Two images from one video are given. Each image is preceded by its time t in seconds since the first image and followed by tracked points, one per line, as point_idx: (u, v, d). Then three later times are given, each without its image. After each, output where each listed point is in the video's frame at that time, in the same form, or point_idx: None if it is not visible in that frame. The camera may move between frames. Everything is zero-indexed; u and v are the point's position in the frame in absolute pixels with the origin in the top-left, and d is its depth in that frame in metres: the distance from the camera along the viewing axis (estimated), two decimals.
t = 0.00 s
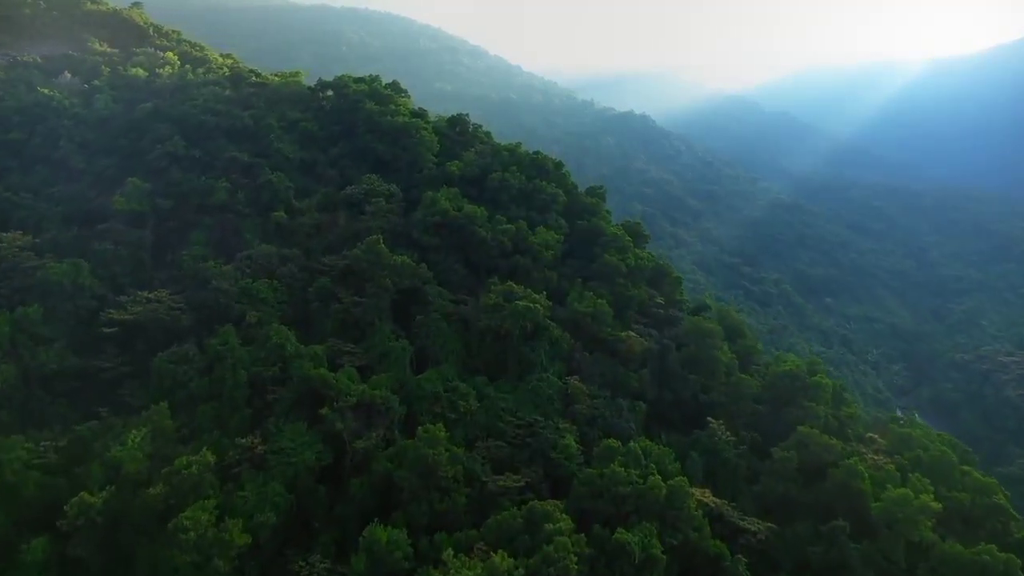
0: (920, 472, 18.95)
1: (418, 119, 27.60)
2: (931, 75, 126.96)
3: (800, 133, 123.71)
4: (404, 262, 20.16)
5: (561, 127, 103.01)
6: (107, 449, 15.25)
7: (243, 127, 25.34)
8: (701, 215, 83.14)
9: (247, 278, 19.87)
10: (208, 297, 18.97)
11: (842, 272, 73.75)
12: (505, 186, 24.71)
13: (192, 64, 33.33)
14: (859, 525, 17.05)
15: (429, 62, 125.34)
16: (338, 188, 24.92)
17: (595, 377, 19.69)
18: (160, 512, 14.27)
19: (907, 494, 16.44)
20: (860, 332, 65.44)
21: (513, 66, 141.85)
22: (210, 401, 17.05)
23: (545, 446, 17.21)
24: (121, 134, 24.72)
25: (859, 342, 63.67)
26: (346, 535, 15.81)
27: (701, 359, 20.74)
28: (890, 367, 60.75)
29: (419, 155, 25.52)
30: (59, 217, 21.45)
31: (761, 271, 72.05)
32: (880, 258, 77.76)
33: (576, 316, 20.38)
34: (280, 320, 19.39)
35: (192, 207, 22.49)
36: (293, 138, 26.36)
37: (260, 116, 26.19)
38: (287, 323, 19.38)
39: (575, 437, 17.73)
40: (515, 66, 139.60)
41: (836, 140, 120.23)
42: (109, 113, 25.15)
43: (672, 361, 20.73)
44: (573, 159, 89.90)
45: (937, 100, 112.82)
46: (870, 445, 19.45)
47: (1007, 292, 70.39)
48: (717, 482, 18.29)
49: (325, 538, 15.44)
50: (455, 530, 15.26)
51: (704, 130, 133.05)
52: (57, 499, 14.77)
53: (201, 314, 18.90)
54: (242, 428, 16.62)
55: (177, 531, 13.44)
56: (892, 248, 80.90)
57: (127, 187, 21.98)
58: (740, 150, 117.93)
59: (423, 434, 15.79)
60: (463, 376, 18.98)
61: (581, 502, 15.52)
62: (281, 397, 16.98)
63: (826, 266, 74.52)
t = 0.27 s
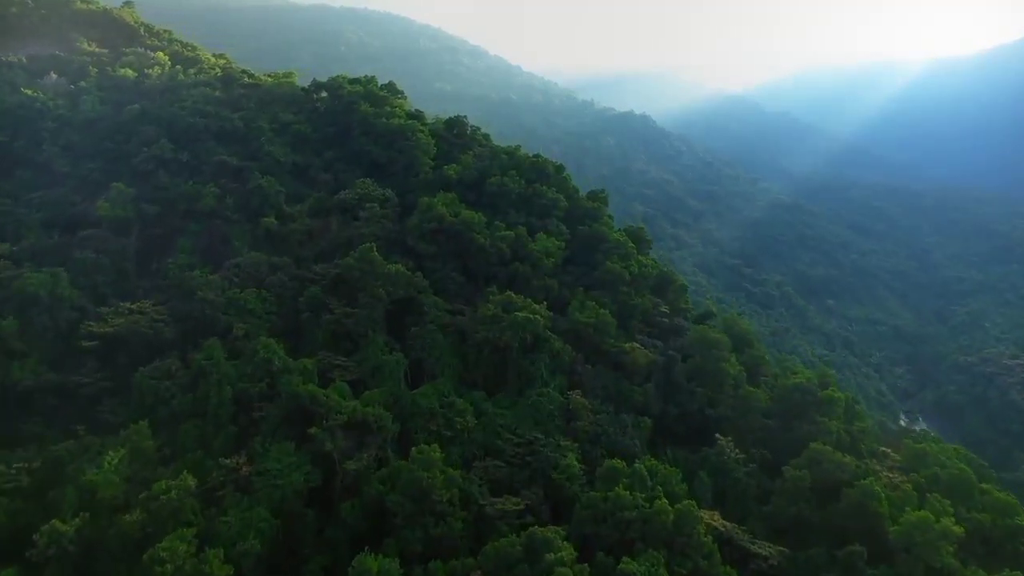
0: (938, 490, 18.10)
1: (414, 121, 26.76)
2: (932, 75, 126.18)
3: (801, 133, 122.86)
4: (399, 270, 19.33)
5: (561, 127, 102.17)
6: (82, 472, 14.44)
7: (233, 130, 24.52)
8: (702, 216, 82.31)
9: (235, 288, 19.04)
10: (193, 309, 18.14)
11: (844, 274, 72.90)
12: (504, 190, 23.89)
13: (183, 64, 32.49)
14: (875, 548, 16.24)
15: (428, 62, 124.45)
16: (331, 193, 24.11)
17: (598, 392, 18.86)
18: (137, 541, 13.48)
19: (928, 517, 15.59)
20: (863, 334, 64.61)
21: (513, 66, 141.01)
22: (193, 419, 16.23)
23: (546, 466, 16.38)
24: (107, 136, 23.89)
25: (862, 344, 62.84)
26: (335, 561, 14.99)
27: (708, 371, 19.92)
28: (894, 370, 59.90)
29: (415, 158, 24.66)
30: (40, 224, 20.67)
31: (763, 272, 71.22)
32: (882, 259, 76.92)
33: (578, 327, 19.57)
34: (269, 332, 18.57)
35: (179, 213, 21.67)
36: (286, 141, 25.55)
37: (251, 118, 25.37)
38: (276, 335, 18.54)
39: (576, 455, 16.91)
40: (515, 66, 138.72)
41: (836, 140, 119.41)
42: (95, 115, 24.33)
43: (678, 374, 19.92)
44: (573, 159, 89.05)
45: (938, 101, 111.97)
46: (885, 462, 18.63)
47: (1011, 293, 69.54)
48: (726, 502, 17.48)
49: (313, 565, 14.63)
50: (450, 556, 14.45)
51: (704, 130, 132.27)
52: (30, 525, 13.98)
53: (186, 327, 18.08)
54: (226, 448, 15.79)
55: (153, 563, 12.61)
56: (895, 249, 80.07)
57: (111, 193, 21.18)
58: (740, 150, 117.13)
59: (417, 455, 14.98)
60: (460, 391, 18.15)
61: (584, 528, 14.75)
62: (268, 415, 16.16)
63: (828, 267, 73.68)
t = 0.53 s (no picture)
0: (956, 509, 17.37)
1: (411, 123, 26.06)
2: (933, 76, 125.51)
3: (801, 133, 122.11)
4: (394, 279, 18.62)
5: (562, 128, 101.41)
6: (58, 493, 13.73)
7: (224, 133, 23.83)
8: (703, 217, 81.58)
9: (223, 296, 18.32)
10: (178, 319, 17.39)
11: (847, 275, 72.14)
12: (504, 195, 23.19)
13: (176, 65, 31.77)
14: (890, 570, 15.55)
15: (428, 62, 123.80)
16: (325, 198, 23.42)
17: (600, 405, 18.13)
18: (115, 568, 12.71)
19: (947, 539, 14.89)
20: (865, 336, 63.91)
21: (513, 66, 140.33)
22: (177, 436, 15.51)
23: (547, 484, 15.66)
24: (94, 138, 23.20)
25: (864, 346, 62.14)
26: None
27: (714, 383, 19.20)
28: (897, 373, 59.17)
29: (411, 160, 23.90)
30: (22, 231, 20.03)
31: (765, 273, 70.49)
32: (884, 260, 76.24)
33: (580, 338, 18.89)
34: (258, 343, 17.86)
35: (167, 218, 20.95)
36: (279, 144, 24.84)
37: (242, 120, 24.66)
38: (266, 347, 17.81)
39: (578, 473, 16.20)
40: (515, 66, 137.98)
41: (837, 141, 118.61)
42: (83, 117, 23.67)
43: (683, 386, 19.22)
44: (573, 159, 88.33)
45: (939, 101, 111.30)
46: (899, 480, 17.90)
47: (1013, 296, 68.91)
48: (734, 522, 16.78)
49: None
50: None
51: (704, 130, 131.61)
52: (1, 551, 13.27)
53: (171, 337, 17.33)
54: (212, 466, 15.08)
55: None
56: (897, 250, 79.33)
57: (96, 198, 20.51)
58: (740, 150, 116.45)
59: (412, 474, 14.27)
60: (457, 405, 17.45)
61: (586, 552, 14.07)
62: (255, 432, 15.44)
63: (830, 268, 72.94)
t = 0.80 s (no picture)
0: (978, 533, 16.52)
1: (407, 125, 25.23)
2: (933, 76, 124.69)
3: (802, 133, 121.23)
4: (387, 289, 17.80)
5: (561, 128, 100.58)
6: (28, 522, 12.91)
7: (213, 136, 23.01)
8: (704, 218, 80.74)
9: (208, 308, 17.51)
10: (160, 332, 16.57)
11: (849, 276, 71.29)
12: (502, 200, 22.36)
13: (166, 66, 30.93)
14: None
15: (428, 62, 122.94)
16: (317, 203, 22.62)
17: (604, 422, 17.31)
18: None
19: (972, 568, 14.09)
20: (868, 339, 63.07)
21: (513, 67, 139.52)
22: (158, 458, 14.70)
23: (548, 508, 14.85)
24: (78, 142, 22.41)
25: (867, 349, 61.32)
26: None
27: (722, 398, 18.39)
28: (901, 376, 58.33)
29: (407, 164, 23.09)
30: None
31: (767, 274, 69.65)
32: (887, 262, 75.37)
33: (582, 351, 18.07)
34: (246, 357, 17.04)
35: (152, 225, 20.15)
36: (270, 147, 24.02)
37: (232, 122, 23.85)
38: (253, 361, 16.99)
39: (581, 496, 15.38)
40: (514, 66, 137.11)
41: (838, 141, 117.74)
42: (66, 119, 22.88)
43: (689, 401, 18.39)
44: (573, 160, 87.50)
45: (941, 102, 110.47)
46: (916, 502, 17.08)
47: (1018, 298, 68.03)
48: (745, 546, 15.96)
49: None
50: None
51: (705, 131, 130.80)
52: None
53: (153, 352, 16.53)
54: (193, 490, 14.26)
55: None
56: (900, 252, 78.48)
57: (78, 204, 19.71)
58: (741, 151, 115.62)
59: (404, 500, 13.45)
60: (453, 423, 16.64)
61: None
62: (239, 453, 14.62)
63: (832, 270, 72.10)
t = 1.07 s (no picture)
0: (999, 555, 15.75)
1: (403, 127, 24.50)
2: (934, 77, 123.89)
3: (803, 134, 120.41)
4: (380, 299, 17.08)
5: (561, 128, 99.83)
6: None
7: (202, 138, 22.33)
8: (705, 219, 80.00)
9: (195, 319, 16.80)
10: (143, 345, 15.88)
11: (851, 277, 70.54)
12: (502, 205, 21.64)
13: (158, 67, 30.20)
14: None
15: (427, 62, 122.18)
16: (310, 208, 21.93)
17: (607, 438, 16.61)
18: None
19: None
20: (870, 341, 62.34)
21: (513, 67, 138.80)
22: (139, 478, 14.02)
23: (548, 531, 14.15)
24: (63, 145, 21.74)
25: (869, 351, 60.61)
26: None
27: (730, 412, 17.68)
28: (903, 379, 57.59)
29: (403, 168, 22.38)
30: None
31: (768, 275, 68.92)
32: (889, 263, 74.62)
33: (583, 363, 17.37)
34: (234, 371, 16.38)
35: (138, 231, 19.48)
36: (262, 152, 23.31)
37: (223, 124, 23.16)
38: (240, 375, 16.29)
39: (583, 516, 14.68)
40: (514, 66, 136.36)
41: (839, 142, 116.91)
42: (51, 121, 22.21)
43: (696, 415, 17.67)
44: (573, 160, 86.78)
45: (943, 102, 109.70)
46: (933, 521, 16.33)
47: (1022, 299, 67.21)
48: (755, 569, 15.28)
49: None
50: None
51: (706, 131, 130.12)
52: None
53: (136, 365, 15.83)
54: (175, 513, 13.56)
55: None
56: (902, 253, 77.70)
57: (61, 210, 19.03)
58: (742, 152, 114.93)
59: (395, 525, 12.77)
60: (450, 439, 15.93)
61: None
62: (225, 473, 13.91)
63: (834, 271, 71.37)
